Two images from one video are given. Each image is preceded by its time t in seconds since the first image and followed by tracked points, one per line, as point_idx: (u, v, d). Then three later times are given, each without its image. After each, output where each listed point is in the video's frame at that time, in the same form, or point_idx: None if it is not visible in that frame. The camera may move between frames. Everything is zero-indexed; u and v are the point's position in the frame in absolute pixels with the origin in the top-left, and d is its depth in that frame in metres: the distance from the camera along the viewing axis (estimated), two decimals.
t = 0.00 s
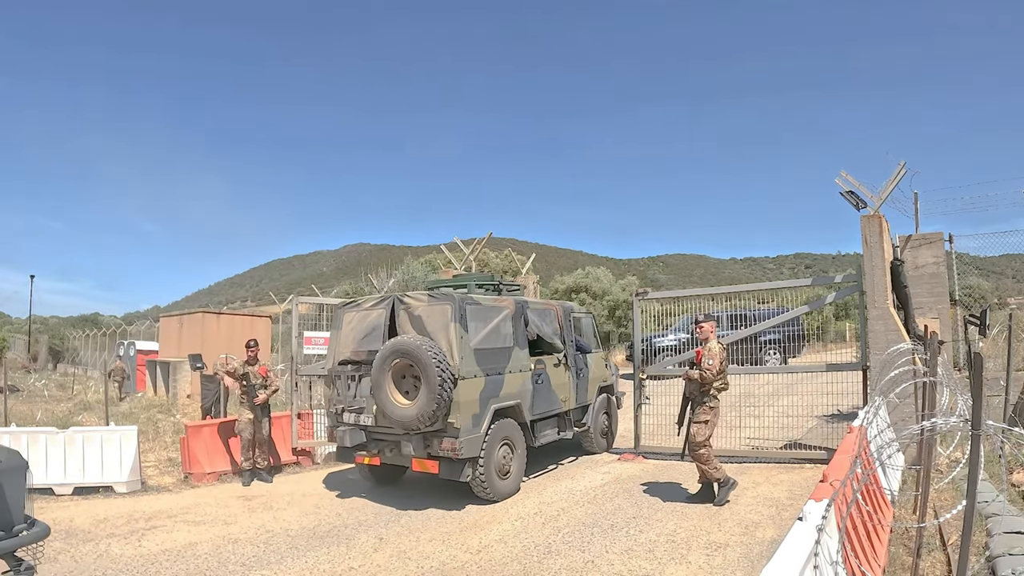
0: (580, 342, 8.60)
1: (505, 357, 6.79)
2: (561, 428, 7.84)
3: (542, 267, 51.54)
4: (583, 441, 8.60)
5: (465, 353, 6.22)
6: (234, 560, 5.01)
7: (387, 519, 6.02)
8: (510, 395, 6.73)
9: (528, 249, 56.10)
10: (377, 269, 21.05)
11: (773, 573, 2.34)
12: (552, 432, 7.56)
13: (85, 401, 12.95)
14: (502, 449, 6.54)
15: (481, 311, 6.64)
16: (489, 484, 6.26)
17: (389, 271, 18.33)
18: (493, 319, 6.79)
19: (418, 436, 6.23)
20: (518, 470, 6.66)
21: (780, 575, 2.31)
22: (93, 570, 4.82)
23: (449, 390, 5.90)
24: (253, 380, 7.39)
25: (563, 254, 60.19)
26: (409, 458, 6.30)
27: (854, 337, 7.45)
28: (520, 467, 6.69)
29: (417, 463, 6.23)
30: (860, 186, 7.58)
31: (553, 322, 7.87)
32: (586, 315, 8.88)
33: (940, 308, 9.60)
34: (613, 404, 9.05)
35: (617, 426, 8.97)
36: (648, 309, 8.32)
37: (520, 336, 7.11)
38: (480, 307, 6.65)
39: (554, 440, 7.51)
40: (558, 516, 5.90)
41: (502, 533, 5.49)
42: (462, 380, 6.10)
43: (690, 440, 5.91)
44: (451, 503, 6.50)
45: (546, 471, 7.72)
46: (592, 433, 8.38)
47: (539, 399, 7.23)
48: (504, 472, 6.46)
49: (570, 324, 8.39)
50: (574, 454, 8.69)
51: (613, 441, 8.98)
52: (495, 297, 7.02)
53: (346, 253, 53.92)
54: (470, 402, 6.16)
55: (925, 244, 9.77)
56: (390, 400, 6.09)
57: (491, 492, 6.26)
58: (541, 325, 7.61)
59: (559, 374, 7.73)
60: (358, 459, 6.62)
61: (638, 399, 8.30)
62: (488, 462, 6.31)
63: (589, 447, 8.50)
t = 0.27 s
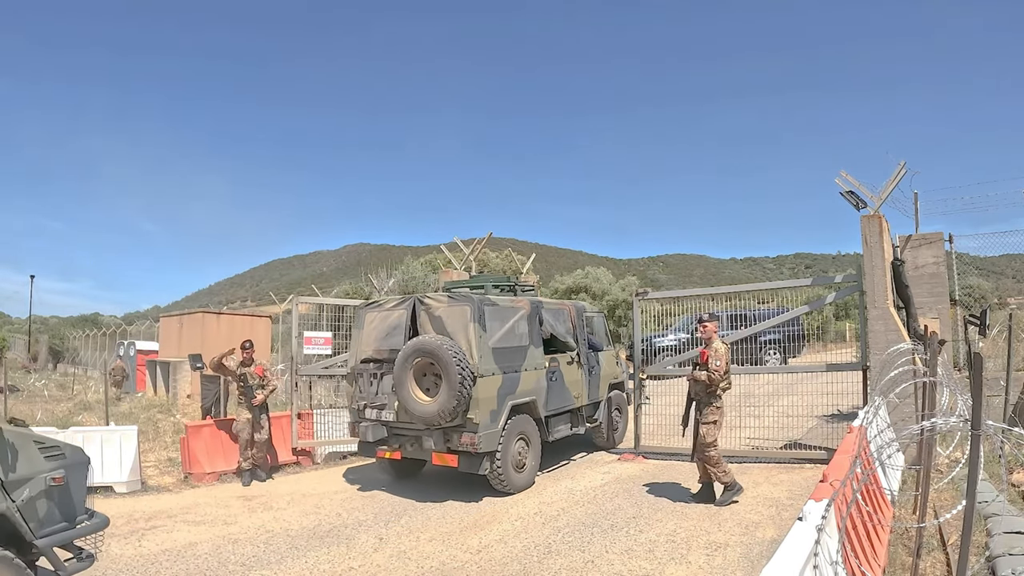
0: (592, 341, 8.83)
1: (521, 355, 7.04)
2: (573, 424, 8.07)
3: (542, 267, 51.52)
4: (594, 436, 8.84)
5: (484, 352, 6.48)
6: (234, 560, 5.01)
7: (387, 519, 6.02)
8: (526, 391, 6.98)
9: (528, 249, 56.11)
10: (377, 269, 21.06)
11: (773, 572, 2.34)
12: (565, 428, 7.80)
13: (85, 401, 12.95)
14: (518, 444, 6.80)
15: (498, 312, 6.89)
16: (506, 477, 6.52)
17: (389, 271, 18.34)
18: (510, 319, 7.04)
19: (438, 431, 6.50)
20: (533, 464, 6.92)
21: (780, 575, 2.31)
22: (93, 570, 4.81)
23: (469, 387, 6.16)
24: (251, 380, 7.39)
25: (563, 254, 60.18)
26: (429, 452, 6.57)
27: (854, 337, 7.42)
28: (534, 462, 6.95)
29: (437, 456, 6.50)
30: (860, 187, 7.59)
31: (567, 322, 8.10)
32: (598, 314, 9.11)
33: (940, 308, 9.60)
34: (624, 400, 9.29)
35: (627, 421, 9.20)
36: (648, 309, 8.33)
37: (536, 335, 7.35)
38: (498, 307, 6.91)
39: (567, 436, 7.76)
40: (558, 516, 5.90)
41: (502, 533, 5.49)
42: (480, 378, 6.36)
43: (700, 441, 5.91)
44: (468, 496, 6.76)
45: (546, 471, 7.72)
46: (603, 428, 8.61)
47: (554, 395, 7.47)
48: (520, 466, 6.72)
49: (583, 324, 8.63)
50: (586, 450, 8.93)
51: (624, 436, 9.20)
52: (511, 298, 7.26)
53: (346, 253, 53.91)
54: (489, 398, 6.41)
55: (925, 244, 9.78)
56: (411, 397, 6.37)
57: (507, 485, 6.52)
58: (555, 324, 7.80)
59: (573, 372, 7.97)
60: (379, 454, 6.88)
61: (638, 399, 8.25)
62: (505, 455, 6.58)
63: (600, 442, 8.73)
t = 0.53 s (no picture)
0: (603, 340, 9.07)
1: (536, 355, 7.30)
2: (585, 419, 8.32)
3: (542, 267, 51.49)
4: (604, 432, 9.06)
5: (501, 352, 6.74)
6: (234, 560, 5.01)
7: (387, 519, 6.02)
8: (541, 388, 7.24)
9: (528, 249, 56.11)
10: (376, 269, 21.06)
11: (773, 572, 2.34)
12: (578, 423, 8.07)
13: (84, 402, 12.94)
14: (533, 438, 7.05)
15: (514, 313, 7.15)
16: (522, 470, 6.77)
17: (389, 271, 18.33)
18: (526, 320, 7.30)
19: (458, 428, 6.77)
20: (548, 459, 7.17)
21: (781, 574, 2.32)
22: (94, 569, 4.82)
23: (487, 386, 6.44)
24: (251, 380, 7.40)
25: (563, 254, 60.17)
26: (448, 447, 6.82)
27: (854, 337, 7.40)
28: (549, 457, 7.20)
29: (456, 451, 6.76)
30: (860, 187, 7.59)
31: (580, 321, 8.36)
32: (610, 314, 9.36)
33: (940, 308, 9.60)
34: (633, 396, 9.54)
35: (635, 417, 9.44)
36: (648, 309, 8.31)
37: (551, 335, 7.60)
38: (514, 309, 7.17)
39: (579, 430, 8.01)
40: (558, 516, 5.90)
41: (503, 533, 5.49)
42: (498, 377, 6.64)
43: (713, 441, 5.94)
44: (485, 489, 7.00)
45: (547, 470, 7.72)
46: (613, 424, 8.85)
47: (567, 392, 7.73)
48: (535, 461, 6.98)
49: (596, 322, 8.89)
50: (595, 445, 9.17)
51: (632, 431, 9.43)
52: (526, 299, 7.51)
53: (346, 253, 53.93)
54: (505, 396, 6.68)
55: (925, 244, 9.78)
56: (432, 395, 6.65)
57: (524, 477, 6.76)
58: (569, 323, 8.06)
59: (585, 369, 8.22)
60: (399, 449, 7.15)
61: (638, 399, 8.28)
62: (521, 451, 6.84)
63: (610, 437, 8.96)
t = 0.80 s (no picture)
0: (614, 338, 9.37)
1: (551, 353, 7.57)
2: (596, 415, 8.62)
3: (542, 267, 51.46)
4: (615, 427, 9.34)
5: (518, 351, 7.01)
6: (233, 560, 5.01)
7: (387, 519, 6.02)
8: (555, 385, 7.52)
9: (528, 249, 56.11)
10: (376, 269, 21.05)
11: (773, 572, 2.35)
12: (589, 419, 8.35)
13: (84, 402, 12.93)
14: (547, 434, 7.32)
15: (529, 314, 7.42)
16: (537, 464, 7.02)
17: (389, 270, 18.34)
18: (540, 320, 7.57)
19: (475, 424, 7.02)
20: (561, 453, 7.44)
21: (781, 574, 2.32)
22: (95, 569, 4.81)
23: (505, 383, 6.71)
24: (251, 380, 7.40)
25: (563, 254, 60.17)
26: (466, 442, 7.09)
27: (854, 337, 7.40)
28: (563, 451, 7.47)
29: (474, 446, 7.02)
30: (860, 187, 7.60)
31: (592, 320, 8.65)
32: (620, 313, 9.67)
33: (940, 308, 9.60)
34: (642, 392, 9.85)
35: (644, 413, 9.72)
36: (648, 309, 8.30)
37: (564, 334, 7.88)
38: (529, 309, 7.44)
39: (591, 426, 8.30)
40: (558, 516, 5.90)
41: (502, 533, 5.49)
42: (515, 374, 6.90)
43: (724, 441, 5.96)
44: (502, 483, 7.25)
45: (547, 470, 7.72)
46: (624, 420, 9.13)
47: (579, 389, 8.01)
48: (549, 455, 7.24)
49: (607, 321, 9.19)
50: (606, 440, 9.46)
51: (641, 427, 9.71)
52: (540, 300, 7.79)
53: (346, 253, 53.94)
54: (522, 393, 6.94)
55: (925, 244, 9.79)
56: (451, 393, 6.90)
57: (539, 471, 7.01)
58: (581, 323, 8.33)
59: (596, 367, 8.50)
60: (419, 445, 7.42)
61: (637, 399, 8.32)
62: (536, 445, 7.10)
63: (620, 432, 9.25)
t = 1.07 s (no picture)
0: (624, 336, 9.69)
1: (565, 352, 7.85)
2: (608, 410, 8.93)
3: (542, 267, 51.45)
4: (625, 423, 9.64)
5: (534, 350, 7.28)
6: (233, 561, 5.01)
7: (387, 519, 6.02)
8: (569, 383, 7.80)
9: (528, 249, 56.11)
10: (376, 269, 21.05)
11: (773, 572, 2.35)
12: (601, 415, 8.66)
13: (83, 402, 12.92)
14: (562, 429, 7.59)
15: (544, 314, 7.69)
16: (553, 459, 7.28)
17: (389, 270, 18.34)
18: (554, 320, 7.85)
19: (494, 421, 7.29)
20: (576, 448, 7.71)
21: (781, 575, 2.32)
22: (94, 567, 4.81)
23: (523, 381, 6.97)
24: (251, 380, 7.39)
25: (563, 254, 60.14)
26: (485, 438, 7.34)
27: (855, 337, 7.38)
28: (577, 446, 7.75)
29: (492, 442, 7.29)
30: (860, 187, 7.61)
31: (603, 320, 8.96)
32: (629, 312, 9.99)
33: (940, 308, 9.59)
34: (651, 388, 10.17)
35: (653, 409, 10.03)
36: (648, 309, 8.32)
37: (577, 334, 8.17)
38: (544, 310, 7.71)
39: (603, 422, 8.60)
40: (558, 516, 5.91)
41: (502, 533, 5.49)
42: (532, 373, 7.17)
43: (729, 441, 5.97)
44: (518, 476, 7.51)
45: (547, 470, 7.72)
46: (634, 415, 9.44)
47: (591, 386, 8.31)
48: (564, 450, 7.49)
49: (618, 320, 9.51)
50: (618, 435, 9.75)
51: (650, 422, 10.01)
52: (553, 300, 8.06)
53: (346, 253, 53.94)
54: (538, 391, 7.21)
55: (925, 245, 9.80)
56: (470, 391, 7.16)
57: (554, 465, 7.27)
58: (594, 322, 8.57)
59: (607, 364, 8.81)
60: (438, 441, 7.68)
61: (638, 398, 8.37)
62: (551, 440, 7.36)
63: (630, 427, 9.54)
